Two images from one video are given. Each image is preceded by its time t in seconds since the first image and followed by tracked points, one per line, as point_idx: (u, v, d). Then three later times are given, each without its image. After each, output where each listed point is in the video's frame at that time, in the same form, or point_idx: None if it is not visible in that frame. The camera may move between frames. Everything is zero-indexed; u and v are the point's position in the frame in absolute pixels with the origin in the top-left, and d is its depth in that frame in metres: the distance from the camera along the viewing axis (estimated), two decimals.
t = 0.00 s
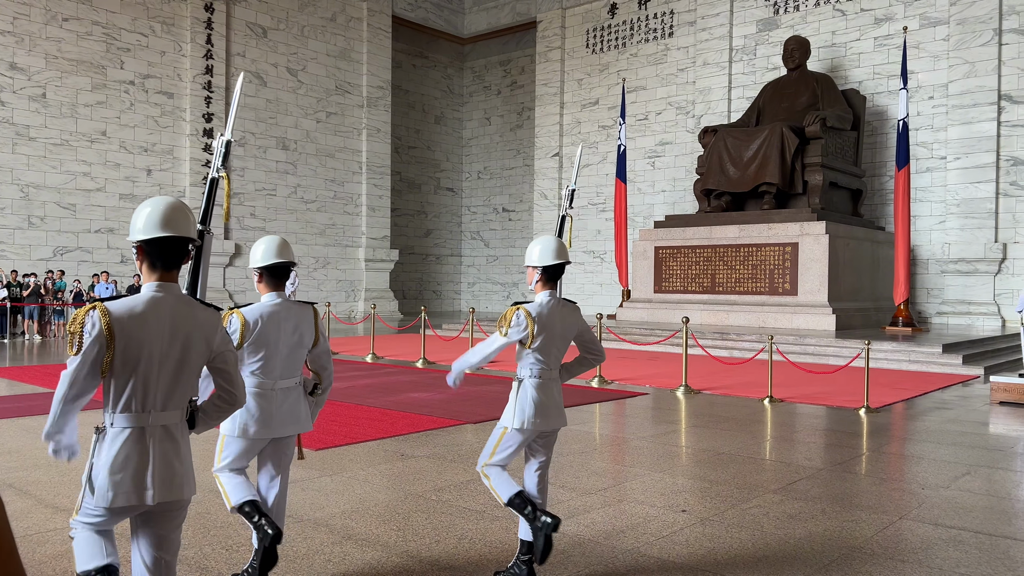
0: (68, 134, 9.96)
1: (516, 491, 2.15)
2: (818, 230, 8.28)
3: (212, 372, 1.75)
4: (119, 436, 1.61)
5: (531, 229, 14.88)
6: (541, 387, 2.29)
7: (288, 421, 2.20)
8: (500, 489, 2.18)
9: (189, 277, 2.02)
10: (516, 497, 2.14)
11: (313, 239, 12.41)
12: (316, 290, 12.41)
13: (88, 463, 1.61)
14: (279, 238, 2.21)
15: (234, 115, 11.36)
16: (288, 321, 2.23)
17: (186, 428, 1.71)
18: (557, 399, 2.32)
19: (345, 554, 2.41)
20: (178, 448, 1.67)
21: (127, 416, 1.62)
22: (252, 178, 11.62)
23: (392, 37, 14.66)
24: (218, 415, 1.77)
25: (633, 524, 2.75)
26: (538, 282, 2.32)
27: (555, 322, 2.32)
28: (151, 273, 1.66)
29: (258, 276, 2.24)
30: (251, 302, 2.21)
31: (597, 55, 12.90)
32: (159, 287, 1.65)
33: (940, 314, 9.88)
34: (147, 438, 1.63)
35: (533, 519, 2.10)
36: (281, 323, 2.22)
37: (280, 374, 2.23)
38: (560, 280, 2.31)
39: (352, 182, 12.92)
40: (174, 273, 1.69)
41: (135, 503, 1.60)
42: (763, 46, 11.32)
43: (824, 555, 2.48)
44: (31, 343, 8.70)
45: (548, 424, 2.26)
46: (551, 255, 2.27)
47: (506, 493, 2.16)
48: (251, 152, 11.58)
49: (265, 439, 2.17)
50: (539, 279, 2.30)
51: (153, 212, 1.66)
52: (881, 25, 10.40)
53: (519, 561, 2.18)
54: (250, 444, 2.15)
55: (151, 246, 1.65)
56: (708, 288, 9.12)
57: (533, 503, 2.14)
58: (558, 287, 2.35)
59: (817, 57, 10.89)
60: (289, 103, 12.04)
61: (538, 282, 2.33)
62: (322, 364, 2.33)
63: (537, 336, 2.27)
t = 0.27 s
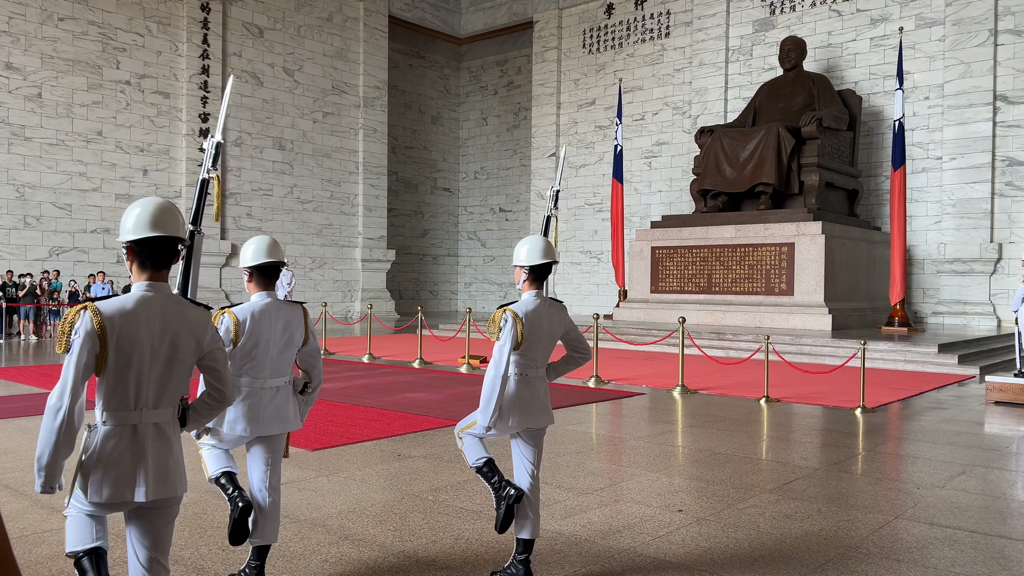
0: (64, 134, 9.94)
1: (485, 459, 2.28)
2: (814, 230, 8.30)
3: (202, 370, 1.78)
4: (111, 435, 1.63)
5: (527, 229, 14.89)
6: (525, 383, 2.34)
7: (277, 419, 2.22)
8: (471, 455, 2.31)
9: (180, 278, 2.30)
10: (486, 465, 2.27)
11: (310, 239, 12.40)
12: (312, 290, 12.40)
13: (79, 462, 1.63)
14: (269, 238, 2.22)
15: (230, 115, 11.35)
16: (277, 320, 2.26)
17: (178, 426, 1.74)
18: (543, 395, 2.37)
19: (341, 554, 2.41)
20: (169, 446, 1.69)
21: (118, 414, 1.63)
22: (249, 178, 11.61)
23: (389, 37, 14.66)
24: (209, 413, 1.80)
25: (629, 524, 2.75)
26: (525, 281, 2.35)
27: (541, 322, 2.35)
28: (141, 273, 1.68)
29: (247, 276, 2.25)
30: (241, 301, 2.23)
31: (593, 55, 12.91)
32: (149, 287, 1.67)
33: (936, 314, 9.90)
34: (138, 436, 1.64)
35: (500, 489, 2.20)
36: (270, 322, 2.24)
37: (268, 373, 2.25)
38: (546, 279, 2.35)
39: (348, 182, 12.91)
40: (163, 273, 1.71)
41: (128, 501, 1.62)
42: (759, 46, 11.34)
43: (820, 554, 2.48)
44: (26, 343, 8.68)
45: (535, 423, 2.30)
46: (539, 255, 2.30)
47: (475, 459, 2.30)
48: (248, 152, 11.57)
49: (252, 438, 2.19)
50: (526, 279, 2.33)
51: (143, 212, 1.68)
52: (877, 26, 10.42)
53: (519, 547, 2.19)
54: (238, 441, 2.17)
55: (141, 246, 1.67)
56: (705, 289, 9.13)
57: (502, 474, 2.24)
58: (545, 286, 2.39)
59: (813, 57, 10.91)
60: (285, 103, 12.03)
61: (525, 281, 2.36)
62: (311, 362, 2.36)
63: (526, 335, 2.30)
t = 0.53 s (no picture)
0: (59, 134, 9.92)
1: (477, 462, 2.30)
2: (810, 230, 8.31)
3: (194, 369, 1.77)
4: (104, 434, 1.63)
5: (524, 229, 14.90)
6: (516, 381, 2.35)
7: (269, 419, 2.22)
8: (465, 457, 2.33)
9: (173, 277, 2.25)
10: (479, 468, 2.29)
11: (306, 239, 12.39)
12: (309, 290, 12.39)
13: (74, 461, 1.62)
14: (262, 238, 2.23)
15: (226, 115, 11.33)
16: (269, 320, 2.26)
17: (171, 425, 1.74)
18: (534, 394, 2.38)
19: (337, 554, 2.41)
20: (163, 445, 1.69)
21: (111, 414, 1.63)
22: (245, 178, 11.60)
23: (386, 37, 14.64)
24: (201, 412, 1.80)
25: (626, 523, 2.75)
26: (517, 281, 2.35)
27: (533, 321, 2.35)
28: (133, 273, 1.68)
29: (240, 276, 2.26)
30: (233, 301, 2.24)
31: (590, 55, 12.92)
32: (141, 287, 1.67)
33: (932, 314, 9.92)
34: (131, 435, 1.64)
35: (493, 491, 2.22)
36: (263, 322, 2.24)
37: (261, 373, 2.25)
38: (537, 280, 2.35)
39: (345, 182, 12.91)
40: (155, 273, 1.71)
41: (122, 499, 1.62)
42: (755, 46, 11.35)
43: (815, 554, 2.48)
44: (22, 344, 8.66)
45: (526, 422, 2.32)
46: (530, 254, 2.31)
47: (468, 461, 2.32)
48: (244, 152, 11.56)
49: (245, 437, 2.18)
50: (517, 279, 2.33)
51: (135, 212, 1.68)
52: (873, 26, 10.44)
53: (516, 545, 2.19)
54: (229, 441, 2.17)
55: (133, 246, 1.67)
56: (701, 288, 9.14)
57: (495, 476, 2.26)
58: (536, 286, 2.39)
59: (809, 57, 10.93)
60: (282, 103, 12.02)
61: (516, 281, 2.37)
62: (303, 362, 2.35)
63: (517, 335, 2.31)
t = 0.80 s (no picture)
0: (56, 134, 9.90)
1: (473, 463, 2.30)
2: (807, 229, 8.32)
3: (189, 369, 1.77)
4: (98, 434, 1.63)
5: (521, 229, 14.90)
6: (511, 381, 2.35)
7: (263, 419, 2.22)
8: (460, 457, 2.33)
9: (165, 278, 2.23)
10: (474, 469, 2.29)
11: (304, 239, 12.38)
12: (306, 290, 12.37)
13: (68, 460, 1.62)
14: (256, 238, 2.23)
15: (224, 115, 11.32)
16: (263, 320, 2.25)
17: (165, 424, 1.74)
18: (529, 393, 2.37)
19: (333, 554, 2.41)
20: (157, 444, 1.69)
21: (105, 413, 1.63)
22: (242, 178, 11.59)
23: (383, 37, 14.63)
24: (195, 412, 1.80)
25: (623, 523, 2.75)
26: (510, 281, 2.35)
27: (527, 321, 2.35)
28: (126, 273, 1.68)
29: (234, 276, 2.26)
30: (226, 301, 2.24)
31: (587, 55, 12.92)
32: (135, 287, 1.67)
33: (929, 313, 9.94)
34: (124, 435, 1.64)
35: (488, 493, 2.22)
36: (257, 322, 2.24)
37: (254, 372, 2.25)
38: (531, 279, 2.35)
39: (342, 182, 12.90)
40: (149, 273, 1.71)
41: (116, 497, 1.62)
42: (752, 47, 11.37)
43: (812, 553, 2.49)
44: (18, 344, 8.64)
45: (520, 421, 2.31)
46: (523, 254, 2.30)
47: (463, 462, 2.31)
48: (241, 152, 11.55)
49: (239, 436, 2.18)
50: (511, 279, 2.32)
51: (128, 213, 1.67)
52: (869, 26, 10.46)
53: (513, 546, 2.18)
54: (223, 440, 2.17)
55: (126, 246, 1.67)
56: (698, 288, 9.14)
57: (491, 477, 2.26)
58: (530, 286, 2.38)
59: (806, 57, 10.95)
60: (279, 103, 12.01)
61: (509, 280, 2.36)
62: (297, 362, 2.36)
63: (510, 334, 2.30)
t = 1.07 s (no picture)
0: (51, 134, 9.87)
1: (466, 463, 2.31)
2: (802, 229, 8.34)
3: (177, 369, 1.77)
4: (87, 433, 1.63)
5: (517, 229, 14.91)
6: (502, 380, 2.36)
7: (254, 418, 2.22)
8: (453, 457, 2.34)
9: (152, 276, 2.23)
10: (467, 468, 2.30)
11: (299, 239, 12.37)
12: (302, 290, 12.37)
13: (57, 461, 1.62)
14: (246, 238, 2.24)
15: (219, 114, 11.30)
16: (253, 319, 2.26)
17: (153, 424, 1.74)
18: (520, 393, 2.38)
19: (329, 554, 2.41)
20: (146, 443, 1.69)
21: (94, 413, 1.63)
22: (238, 177, 11.58)
23: (379, 36, 14.62)
24: (184, 411, 1.80)
25: (618, 522, 2.76)
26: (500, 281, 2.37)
27: (517, 320, 2.36)
28: (113, 273, 1.68)
29: (224, 276, 2.26)
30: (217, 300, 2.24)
31: (583, 55, 12.93)
32: (122, 287, 1.67)
33: (923, 313, 9.97)
34: (111, 434, 1.64)
35: (480, 492, 2.23)
36: (247, 321, 2.24)
37: (245, 372, 2.25)
38: (521, 279, 2.34)
39: (338, 181, 12.89)
40: (136, 273, 1.71)
41: (105, 496, 1.62)
42: (747, 47, 11.39)
43: (807, 552, 2.49)
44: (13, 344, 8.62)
45: (512, 420, 2.32)
46: (513, 254, 2.29)
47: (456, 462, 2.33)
48: (236, 151, 11.54)
49: (230, 435, 2.18)
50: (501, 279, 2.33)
51: (115, 213, 1.67)
52: (865, 26, 10.48)
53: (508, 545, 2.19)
54: (213, 438, 2.18)
55: (114, 247, 1.67)
56: (694, 288, 9.16)
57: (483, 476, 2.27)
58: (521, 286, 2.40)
59: (801, 58, 10.97)
60: (274, 103, 11.99)
61: (499, 280, 2.36)
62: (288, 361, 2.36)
63: (500, 333, 2.31)
